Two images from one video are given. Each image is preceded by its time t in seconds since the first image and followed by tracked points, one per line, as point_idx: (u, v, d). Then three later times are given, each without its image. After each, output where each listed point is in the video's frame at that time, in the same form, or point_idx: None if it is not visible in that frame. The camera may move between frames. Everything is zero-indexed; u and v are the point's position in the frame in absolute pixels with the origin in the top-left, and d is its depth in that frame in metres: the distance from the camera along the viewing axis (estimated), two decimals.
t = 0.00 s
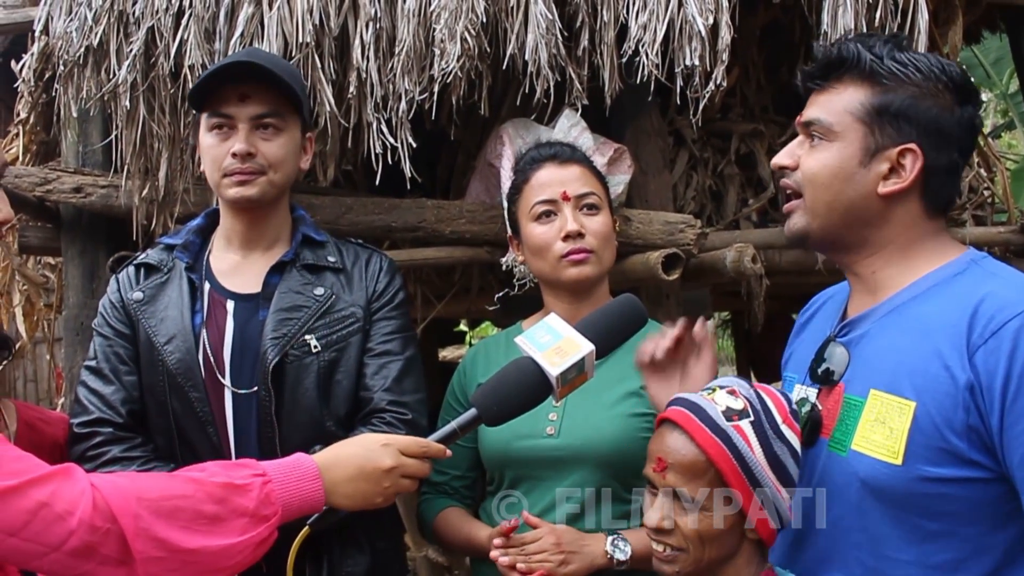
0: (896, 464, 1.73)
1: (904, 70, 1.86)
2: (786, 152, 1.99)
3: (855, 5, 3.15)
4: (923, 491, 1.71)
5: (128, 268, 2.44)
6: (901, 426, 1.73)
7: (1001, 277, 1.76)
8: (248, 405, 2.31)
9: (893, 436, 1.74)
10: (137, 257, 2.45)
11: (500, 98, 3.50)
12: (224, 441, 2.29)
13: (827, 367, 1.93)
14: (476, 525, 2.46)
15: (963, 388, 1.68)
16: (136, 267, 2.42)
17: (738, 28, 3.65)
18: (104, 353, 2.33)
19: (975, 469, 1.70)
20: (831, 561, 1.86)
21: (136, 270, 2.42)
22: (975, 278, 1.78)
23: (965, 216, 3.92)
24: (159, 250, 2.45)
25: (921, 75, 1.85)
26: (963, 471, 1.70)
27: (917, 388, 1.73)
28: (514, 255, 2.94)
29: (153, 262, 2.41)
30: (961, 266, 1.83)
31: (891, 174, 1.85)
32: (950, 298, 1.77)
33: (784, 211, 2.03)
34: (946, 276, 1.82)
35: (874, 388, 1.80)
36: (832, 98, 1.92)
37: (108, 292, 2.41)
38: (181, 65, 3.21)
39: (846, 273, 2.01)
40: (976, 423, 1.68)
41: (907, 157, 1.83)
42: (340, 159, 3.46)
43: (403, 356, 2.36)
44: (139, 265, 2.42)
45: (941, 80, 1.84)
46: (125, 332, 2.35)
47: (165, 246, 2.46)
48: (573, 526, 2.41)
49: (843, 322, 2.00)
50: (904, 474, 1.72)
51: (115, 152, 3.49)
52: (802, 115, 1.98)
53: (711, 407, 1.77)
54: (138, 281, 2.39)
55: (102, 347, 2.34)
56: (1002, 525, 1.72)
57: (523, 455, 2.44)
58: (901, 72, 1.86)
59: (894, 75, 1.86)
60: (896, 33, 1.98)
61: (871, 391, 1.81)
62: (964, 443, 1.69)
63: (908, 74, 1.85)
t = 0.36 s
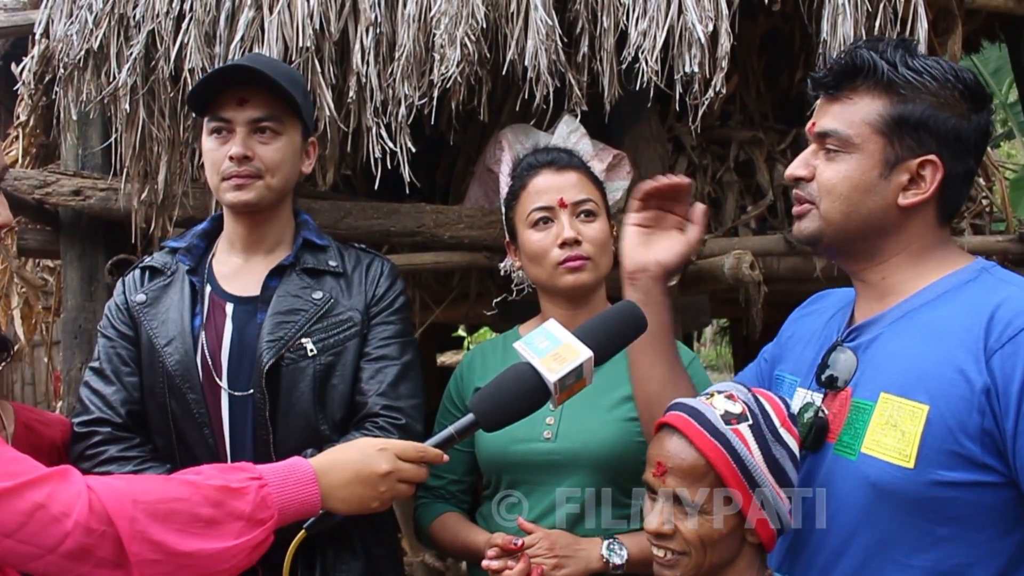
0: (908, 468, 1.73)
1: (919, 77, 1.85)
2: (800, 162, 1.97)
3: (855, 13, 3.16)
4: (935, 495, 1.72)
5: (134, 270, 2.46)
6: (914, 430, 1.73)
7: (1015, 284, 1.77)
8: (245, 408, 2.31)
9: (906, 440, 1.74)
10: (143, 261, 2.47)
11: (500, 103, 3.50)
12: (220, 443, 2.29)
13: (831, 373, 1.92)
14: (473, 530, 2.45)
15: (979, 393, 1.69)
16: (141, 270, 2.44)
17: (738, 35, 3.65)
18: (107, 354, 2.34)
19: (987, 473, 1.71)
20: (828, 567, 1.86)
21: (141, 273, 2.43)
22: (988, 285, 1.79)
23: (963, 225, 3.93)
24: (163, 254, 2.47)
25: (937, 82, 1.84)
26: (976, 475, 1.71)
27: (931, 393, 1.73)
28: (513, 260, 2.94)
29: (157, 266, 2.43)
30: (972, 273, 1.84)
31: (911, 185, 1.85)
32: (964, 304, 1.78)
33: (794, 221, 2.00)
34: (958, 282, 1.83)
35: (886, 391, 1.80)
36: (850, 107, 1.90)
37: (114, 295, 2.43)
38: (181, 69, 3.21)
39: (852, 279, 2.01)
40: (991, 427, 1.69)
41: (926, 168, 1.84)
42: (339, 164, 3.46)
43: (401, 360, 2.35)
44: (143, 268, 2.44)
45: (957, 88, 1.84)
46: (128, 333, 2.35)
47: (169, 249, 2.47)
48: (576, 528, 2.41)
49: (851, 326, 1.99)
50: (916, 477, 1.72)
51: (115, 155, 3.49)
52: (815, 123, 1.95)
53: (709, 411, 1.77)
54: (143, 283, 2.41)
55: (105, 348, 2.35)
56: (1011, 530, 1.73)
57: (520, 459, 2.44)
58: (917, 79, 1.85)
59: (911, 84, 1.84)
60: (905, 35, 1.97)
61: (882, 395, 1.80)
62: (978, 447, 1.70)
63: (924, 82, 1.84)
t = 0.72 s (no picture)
0: (902, 471, 1.73)
1: (921, 76, 1.83)
2: (797, 160, 1.96)
3: (850, 14, 3.17)
4: (928, 498, 1.72)
5: (137, 270, 2.47)
6: (908, 433, 1.73)
7: (1010, 288, 1.77)
8: (241, 407, 2.30)
9: (900, 443, 1.74)
10: (146, 260, 2.48)
11: (496, 104, 3.51)
12: (217, 441, 2.29)
13: (815, 372, 1.94)
14: (470, 530, 2.45)
15: (974, 397, 1.68)
16: (143, 269, 2.45)
17: (735, 36, 3.66)
18: (108, 352, 2.34)
19: (980, 477, 1.71)
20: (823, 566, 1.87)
21: (144, 272, 2.44)
22: (983, 289, 1.79)
23: (959, 225, 3.94)
24: (166, 254, 2.48)
25: (938, 80, 1.83)
26: (969, 478, 1.71)
27: (925, 396, 1.73)
28: (509, 261, 2.94)
29: (159, 265, 2.44)
30: (966, 277, 1.85)
31: (911, 186, 1.85)
32: (958, 308, 1.78)
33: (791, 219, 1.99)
34: (952, 286, 1.84)
35: (879, 394, 1.80)
36: (848, 105, 1.89)
37: (116, 294, 2.43)
38: (177, 69, 3.21)
39: (845, 279, 2.02)
40: (985, 431, 1.69)
41: (927, 169, 1.84)
42: (335, 164, 3.46)
43: (399, 361, 2.35)
44: (146, 268, 2.45)
45: (958, 87, 1.83)
46: (129, 332, 2.36)
47: (173, 250, 2.48)
48: (572, 526, 2.41)
49: (839, 327, 2.01)
50: (909, 480, 1.72)
51: (111, 156, 3.49)
52: (813, 121, 1.95)
53: (709, 411, 1.77)
54: (144, 283, 2.42)
55: (107, 346, 2.35)
56: (1002, 534, 1.73)
57: (517, 460, 2.44)
58: (919, 79, 1.83)
59: (913, 83, 1.83)
60: (907, 32, 1.97)
61: (876, 398, 1.80)
62: (971, 450, 1.70)
63: (926, 81, 1.83)
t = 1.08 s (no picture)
0: (881, 466, 1.74)
1: (887, 79, 1.85)
2: (777, 176, 1.96)
3: (850, 17, 3.16)
4: (907, 492, 1.72)
5: (132, 267, 2.46)
6: (885, 428, 1.74)
7: (989, 284, 1.77)
8: (240, 405, 2.31)
9: (878, 438, 1.74)
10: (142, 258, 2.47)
11: (494, 103, 3.51)
12: (216, 440, 2.29)
13: (808, 376, 1.93)
14: (463, 530, 2.45)
15: (950, 389, 1.69)
16: (140, 267, 2.44)
17: (733, 38, 3.66)
18: (104, 350, 2.33)
19: (960, 472, 1.71)
20: (813, 566, 1.86)
21: (140, 270, 2.44)
22: (962, 286, 1.79)
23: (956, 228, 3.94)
24: (162, 251, 2.46)
25: (905, 83, 1.84)
26: (948, 473, 1.70)
27: (903, 391, 1.74)
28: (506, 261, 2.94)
29: (156, 263, 2.43)
30: (948, 275, 1.85)
31: (894, 188, 1.86)
32: (937, 304, 1.79)
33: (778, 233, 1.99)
34: (932, 285, 1.84)
35: (859, 391, 1.81)
36: (819, 117, 1.90)
37: (112, 291, 2.42)
38: (175, 66, 3.21)
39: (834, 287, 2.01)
40: (962, 425, 1.69)
41: (908, 169, 1.84)
42: (333, 163, 3.46)
43: (399, 360, 2.35)
44: (143, 266, 2.44)
45: (924, 87, 1.84)
46: (125, 330, 2.35)
47: (168, 248, 2.47)
48: (570, 526, 2.41)
49: (828, 330, 2.02)
50: (888, 475, 1.73)
51: (108, 152, 3.48)
52: (787, 136, 1.96)
53: (698, 413, 1.77)
54: (141, 280, 2.41)
55: (103, 344, 2.34)
56: (985, 531, 1.72)
57: (507, 460, 2.44)
58: (885, 82, 1.85)
59: (881, 87, 1.84)
60: (864, 40, 1.99)
61: (856, 395, 1.81)
62: (949, 444, 1.70)
63: (893, 84, 1.84)
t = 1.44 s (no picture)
0: (870, 473, 1.74)
1: (866, 79, 1.86)
2: (761, 181, 1.96)
3: (838, 19, 3.17)
4: (896, 499, 1.72)
5: (109, 266, 2.40)
6: (874, 435, 1.74)
7: (977, 288, 1.77)
8: (234, 405, 2.30)
9: (867, 445, 1.75)
10: (119, 256, 2.42)
11: (482, 104, 3.50)
12: (210, 442, 2.27)
13: (796, 377, 1.93)
14: (445, 531, 2.46)
15: (938, 396, 1.69)
16: (117, 266, 2.39)
17: (721, 40, 3.67)
18: (85, 351, 2.28)
19: (949, 478, 1.71)
20: (802, 569, 1.86)
21: (117, 269, 2.39)
22: (950, 290, 1.80)
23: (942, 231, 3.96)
24: (141, 250, 2.42)
25: (884, 83, 1.86)
26: (937, 479, 1.71)
27: (891, 397, 1.74)
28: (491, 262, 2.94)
29: (136, 262, 2.38)
30: (935, 278, 1.85)
31: (878, 187, 1.86)
32: (925, 309, 1.79)
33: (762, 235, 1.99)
34: (920, 289, 1.84)
35: (849, 397, 1.81)
36: (799, 120, 1.91)
37: (87, 291, 2.36)
38: (162, 65, 3.19)
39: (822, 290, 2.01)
40: (950, 432, 1.70)
41: (891, 168, 1.85)
42: (320, 163, 3.46)
43: (389, 359, 2.35)
44: (120, 265, 2.39)
45: (902, 85, 1.85)
46: (106, 331, 2.31)
47: (148, 246, 2.43)
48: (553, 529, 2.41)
49: (814, 333, 2.02)
50: (877, 482, 1.73)
51: (94, 151, 3.46)
52: (768, 140, 1.96)
53: (678, 416, 1.77)
54: (121, 280, 2.36)
55: (82, 345, 2.29)
56: (974, 536, 1.73)
57: (495, 463, 2.44)
58: (864, 82, 1.86)
59: (860, 87, 1.86)
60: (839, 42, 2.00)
61: (845, 401, 1.81)
62: (937, 451, 1.70)
63: (872, 84, 1.85)
